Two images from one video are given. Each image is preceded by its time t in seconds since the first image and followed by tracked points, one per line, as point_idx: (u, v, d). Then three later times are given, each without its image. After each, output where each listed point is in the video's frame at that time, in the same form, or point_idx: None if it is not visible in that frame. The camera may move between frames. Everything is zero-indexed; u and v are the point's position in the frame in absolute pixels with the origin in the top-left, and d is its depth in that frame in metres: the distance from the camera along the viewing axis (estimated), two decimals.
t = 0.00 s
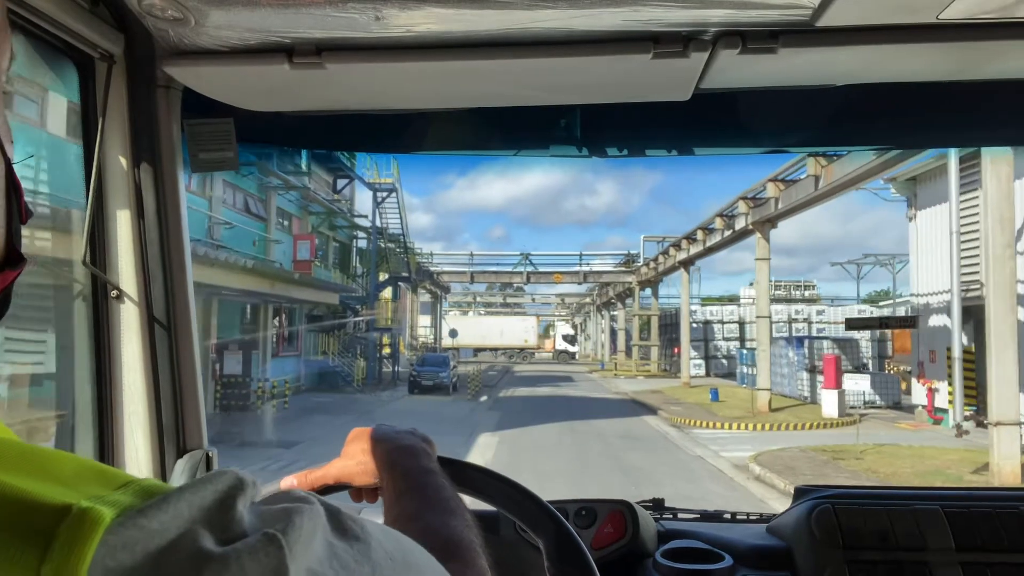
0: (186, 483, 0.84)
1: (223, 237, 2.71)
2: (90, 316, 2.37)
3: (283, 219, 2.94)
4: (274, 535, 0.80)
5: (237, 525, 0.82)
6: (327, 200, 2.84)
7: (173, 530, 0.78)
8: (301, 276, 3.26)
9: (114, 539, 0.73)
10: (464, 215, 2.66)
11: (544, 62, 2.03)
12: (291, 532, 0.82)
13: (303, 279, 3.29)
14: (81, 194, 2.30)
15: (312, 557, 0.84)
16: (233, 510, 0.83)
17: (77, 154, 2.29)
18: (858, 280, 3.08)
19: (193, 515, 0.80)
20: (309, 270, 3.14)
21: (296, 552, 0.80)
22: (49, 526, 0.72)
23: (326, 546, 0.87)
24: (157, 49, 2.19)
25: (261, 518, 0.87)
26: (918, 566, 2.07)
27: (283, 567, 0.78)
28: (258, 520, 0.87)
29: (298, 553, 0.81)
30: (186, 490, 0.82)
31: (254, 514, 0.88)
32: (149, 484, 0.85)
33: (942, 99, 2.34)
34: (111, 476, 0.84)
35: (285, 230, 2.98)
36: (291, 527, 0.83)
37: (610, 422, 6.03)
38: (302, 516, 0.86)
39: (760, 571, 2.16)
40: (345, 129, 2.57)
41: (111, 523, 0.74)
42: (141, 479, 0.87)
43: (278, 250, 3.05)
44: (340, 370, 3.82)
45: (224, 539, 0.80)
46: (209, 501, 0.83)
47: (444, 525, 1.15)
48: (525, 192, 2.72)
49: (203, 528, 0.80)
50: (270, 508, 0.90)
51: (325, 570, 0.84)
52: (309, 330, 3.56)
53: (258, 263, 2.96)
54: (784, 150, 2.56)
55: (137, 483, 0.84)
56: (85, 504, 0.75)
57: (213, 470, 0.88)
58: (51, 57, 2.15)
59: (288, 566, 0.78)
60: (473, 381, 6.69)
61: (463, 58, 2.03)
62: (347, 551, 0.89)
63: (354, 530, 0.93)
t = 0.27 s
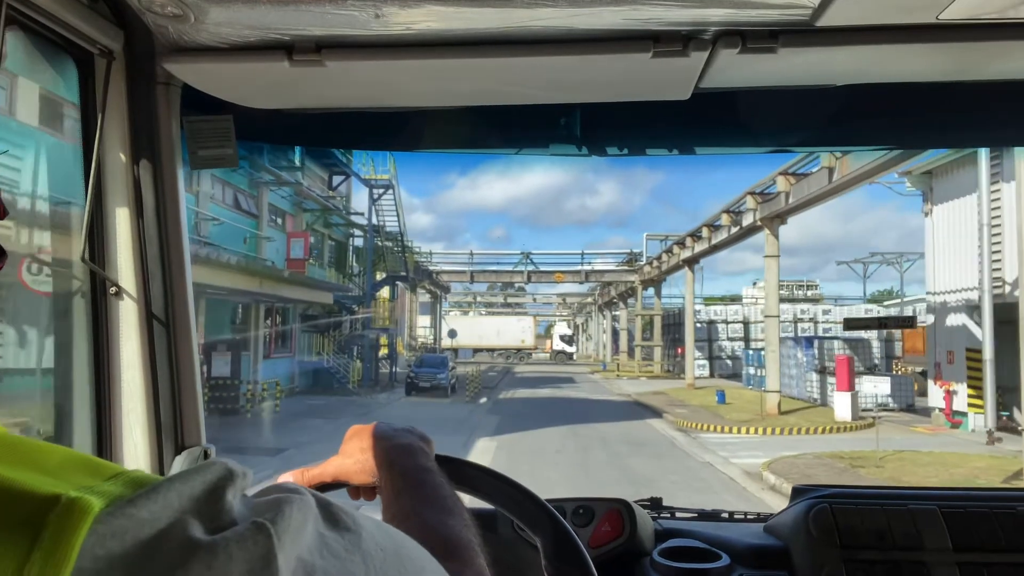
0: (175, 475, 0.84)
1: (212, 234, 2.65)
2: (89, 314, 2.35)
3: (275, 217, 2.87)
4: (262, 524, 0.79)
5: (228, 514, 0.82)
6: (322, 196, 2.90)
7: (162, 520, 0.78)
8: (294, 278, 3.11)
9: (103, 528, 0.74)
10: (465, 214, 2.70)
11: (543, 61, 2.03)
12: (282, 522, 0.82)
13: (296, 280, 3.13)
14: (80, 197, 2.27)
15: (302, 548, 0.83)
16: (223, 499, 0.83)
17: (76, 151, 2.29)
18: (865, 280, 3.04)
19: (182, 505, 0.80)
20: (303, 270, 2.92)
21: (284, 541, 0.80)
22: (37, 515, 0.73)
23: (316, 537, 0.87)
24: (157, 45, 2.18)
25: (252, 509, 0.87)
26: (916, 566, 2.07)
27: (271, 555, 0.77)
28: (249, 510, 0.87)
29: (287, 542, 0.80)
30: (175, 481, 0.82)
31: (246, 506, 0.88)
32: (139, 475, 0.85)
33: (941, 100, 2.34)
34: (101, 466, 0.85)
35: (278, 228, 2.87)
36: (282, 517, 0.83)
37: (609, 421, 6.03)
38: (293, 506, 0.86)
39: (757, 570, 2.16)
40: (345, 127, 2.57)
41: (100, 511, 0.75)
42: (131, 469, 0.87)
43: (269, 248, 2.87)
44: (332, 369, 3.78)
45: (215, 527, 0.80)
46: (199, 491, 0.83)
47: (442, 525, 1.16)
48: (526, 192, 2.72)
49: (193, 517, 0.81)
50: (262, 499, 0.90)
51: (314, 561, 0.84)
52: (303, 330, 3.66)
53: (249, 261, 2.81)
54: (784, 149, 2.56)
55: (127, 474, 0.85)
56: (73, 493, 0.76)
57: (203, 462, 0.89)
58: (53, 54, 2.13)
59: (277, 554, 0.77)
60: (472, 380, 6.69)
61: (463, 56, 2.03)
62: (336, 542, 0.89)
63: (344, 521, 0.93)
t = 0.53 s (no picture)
0: (211, 481, 0.85)
1: (199, 230, 2.59)
2: (88, 314, 2.36)
3: (267, 213, 2.74)
4: (298, 531, 0.80)
5: (262, 521, 0.83)
6: (316, 194, 2.74)
7: (201, 525, 0.78)
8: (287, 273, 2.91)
9: (145, 535, 0.73)
10: (466, 215, 2.68)
11: (543, 60, 2.03)
12: (316, 528, 0.82)
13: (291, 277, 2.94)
14: (79, 198, 2.29)
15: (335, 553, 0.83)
16: (258, 507, 0.84)
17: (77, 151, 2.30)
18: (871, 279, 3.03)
19: (219, 511, 0.81)
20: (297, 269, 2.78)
21: (320, 548, 0.80)
22: (83, 518, 0.72)
23: (346, 543, 0.88)
24: (156, 45, 2.18)
25: (283, 515, 0.88)
26: (915, 565, 2.08)
27: (307, 563, 0.77)
28: (280, 517, 0.87)
29: (322, 549, 0.81)
30: (212, 486, 0.83)
31: (276, 512, 0.89)
32: (176, 481, 0.85)
33: (940, 98, 2.34)
34: (137, 473, 0.85)
35: (270, 226, 2.73)
36: (316, 523, 0.83)
37: (609, 420, 6.03)
38: (325, 512, 0.86)
39: (757, 569, 2.16)
40: (345, 126, 2.57)
41: (142, 517, 0.75)
42: (165, 475, 0.87)
43: (261, 246, 2.73)
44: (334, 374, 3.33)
45: (251, 534, 0.81)
46: (234, 498, 0.84)
47: (450, 531, 1.14)
48: (527, 192, 2.72)
49: (229, 523, 0.81)
50: (292, 505, 0.90)
51: (347, 566, 0.84)
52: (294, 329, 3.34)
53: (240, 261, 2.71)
54: (783, 148, 2.57)
55: (165, 481, 0.85)
56: (116, 499, 0.75)
57: (235, 468, 0.90)
58: (51, 52, 2.14)
59: (312, 562, 0.78)
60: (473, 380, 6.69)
61: (463, 55, 2.03)
62: (364, 548, 0.89)
63: (368, 527, 0.94)
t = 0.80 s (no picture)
0: (217, 488, 0.85)
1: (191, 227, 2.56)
2: (89, 314, 2.39)
3: (259, 210, 2.74)
4: (304, 539, 0.80)
5: (267, 529, 0.84)
6: (310, 190, 2.69)
7: (207, 534, 0.79)
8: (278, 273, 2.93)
9: (152, 543, 0.73)
10: (466, 214, 2.72)
11: (543, 58, 2.03)
12: (321, 536, 0.83)
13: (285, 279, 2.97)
14: (81, 198, 2.34)
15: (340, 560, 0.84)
16: (264, 515, 0.85)
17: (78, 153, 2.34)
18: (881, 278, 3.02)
19: (225, 520, 0.82)
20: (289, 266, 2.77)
21: (325, 557, 0.81)
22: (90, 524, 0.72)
23: (351, 549, 0.88)
24: (157, 45, 2.18)
25: (288, 523, 0.89)
26: (918, 561, 2.08)
27: (314, 572, 0.78)
28: (287, 525, 0.88)
29: (327, 557, 0.81)
30: (218, 493, 0.83)
31: (281, 519, 0.89)
32: (183, 488, 0.85)
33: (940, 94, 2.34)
34: (144, 480, 0.84)
35: (263, 223, 2.75)
36: (321, 531, 0.84)
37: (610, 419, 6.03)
38: (330, 519, 0.87)
39: (760, 566, 2.16)
40: (345, 126, 2.57)
41: (149, 525, 0.75)
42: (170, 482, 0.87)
43: (254, 243, 2.72)
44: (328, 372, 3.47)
45: (257, 542, 0.82)
46: (240, 506, 0.84)
47: (452, 534, 1.14)
48: (528, 192, 2.73)
49: (234, 531, 0.82)
50: (297, 512, 0.91)
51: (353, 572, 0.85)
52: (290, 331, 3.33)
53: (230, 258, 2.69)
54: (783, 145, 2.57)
55: (172, 489, 0.84)
56: (123, 507, 0.75)
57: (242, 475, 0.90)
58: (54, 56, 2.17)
59: (318, 570, 0.79)
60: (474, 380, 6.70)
61: (462, 54, 2.03)
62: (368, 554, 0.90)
63: (373, 533, 0.94)
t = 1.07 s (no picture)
0: (189, 475, 0.85)
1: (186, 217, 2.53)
2: (90, 314, 2.36)
3: (250, 206, 2.69)
4: (275, 525, 0.80)
5: (239, 516, 0.83)
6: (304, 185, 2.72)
7: (175, 521, 0.78)
8: (271, 270, 2.88)
9: (114, 532, 0.73)
10: (467, 216, 2.67)
11: (543, 60, 2.03)
12: (294, 523, 0.83)
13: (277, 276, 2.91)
14: (80, 199, 2.29)
15: (314, 548, 0.84)
16: (237, 501, 0.84)
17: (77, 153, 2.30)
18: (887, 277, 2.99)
19: (196, 507, 0.81)
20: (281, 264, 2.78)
21: (297, 543, 0.81)
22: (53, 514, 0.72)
23: (327, 537, 0.88)
24: (157, 45, 2.18)
25: (263, 508, 0.88)
26: (918, 564, 2.08)
27: (284, 559, 0.77)
28: (261, 511, 0.87)
29: (300, 544, 0.81)
30: (188, 482, 0.83)
31: (257, 505, 0.89)
32: (153, 478, 0.86)
33: (941, 98, 2.34)
34: (114, 469, 0.85)
35: (254, 219, 2.70)
36: (294, 518, 0.84)
37: (611, 420, 6.03)
38: (306, 506, 0.86)
39: (759, 568, 2.16)
40: (346, 126, 2.57)
41: (113, 514, 0.75)
42: (141, 471, 0.87)
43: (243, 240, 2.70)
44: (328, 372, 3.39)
45: (227, 529, 0.81)
46: (212, 493, 0.84)
47: (450, 527, 1.15)
48: (529, 193, 2.72)
49: (204, 519, 0.81)
50: (273, 498, 0.91)
51: (327, 561, 0.85)
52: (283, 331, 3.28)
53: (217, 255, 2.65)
54: (784, 147, 2.56)
55: (141, 478, 0.85)
56: (86, 497, 0.75)
57: (216, 462, 0.90)
58: (55, 56, 2.16)
59: (290, 556, 0.78)
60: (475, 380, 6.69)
61: (463, 56, 2.03)
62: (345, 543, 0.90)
63: (353, 522, 0.94)
